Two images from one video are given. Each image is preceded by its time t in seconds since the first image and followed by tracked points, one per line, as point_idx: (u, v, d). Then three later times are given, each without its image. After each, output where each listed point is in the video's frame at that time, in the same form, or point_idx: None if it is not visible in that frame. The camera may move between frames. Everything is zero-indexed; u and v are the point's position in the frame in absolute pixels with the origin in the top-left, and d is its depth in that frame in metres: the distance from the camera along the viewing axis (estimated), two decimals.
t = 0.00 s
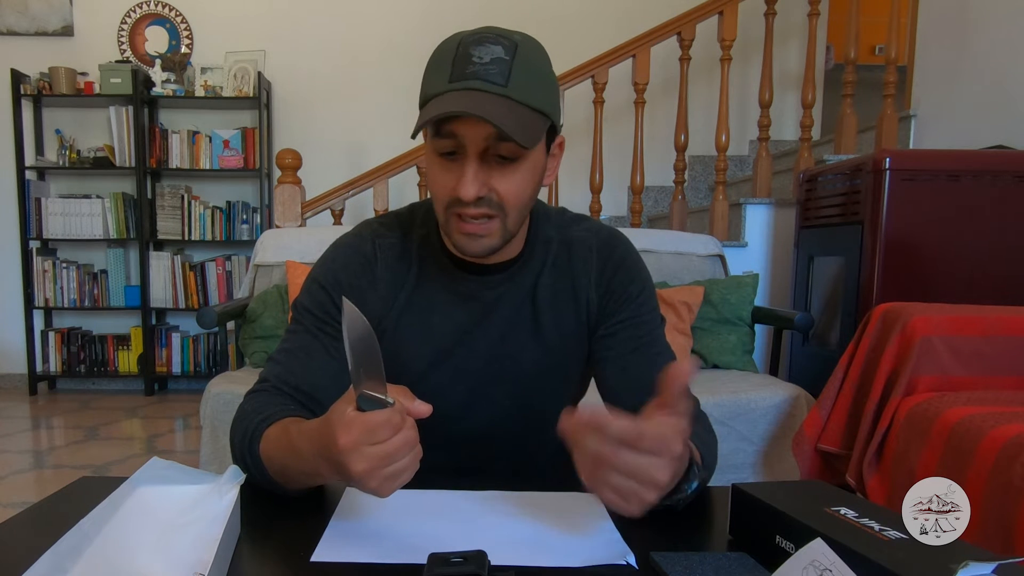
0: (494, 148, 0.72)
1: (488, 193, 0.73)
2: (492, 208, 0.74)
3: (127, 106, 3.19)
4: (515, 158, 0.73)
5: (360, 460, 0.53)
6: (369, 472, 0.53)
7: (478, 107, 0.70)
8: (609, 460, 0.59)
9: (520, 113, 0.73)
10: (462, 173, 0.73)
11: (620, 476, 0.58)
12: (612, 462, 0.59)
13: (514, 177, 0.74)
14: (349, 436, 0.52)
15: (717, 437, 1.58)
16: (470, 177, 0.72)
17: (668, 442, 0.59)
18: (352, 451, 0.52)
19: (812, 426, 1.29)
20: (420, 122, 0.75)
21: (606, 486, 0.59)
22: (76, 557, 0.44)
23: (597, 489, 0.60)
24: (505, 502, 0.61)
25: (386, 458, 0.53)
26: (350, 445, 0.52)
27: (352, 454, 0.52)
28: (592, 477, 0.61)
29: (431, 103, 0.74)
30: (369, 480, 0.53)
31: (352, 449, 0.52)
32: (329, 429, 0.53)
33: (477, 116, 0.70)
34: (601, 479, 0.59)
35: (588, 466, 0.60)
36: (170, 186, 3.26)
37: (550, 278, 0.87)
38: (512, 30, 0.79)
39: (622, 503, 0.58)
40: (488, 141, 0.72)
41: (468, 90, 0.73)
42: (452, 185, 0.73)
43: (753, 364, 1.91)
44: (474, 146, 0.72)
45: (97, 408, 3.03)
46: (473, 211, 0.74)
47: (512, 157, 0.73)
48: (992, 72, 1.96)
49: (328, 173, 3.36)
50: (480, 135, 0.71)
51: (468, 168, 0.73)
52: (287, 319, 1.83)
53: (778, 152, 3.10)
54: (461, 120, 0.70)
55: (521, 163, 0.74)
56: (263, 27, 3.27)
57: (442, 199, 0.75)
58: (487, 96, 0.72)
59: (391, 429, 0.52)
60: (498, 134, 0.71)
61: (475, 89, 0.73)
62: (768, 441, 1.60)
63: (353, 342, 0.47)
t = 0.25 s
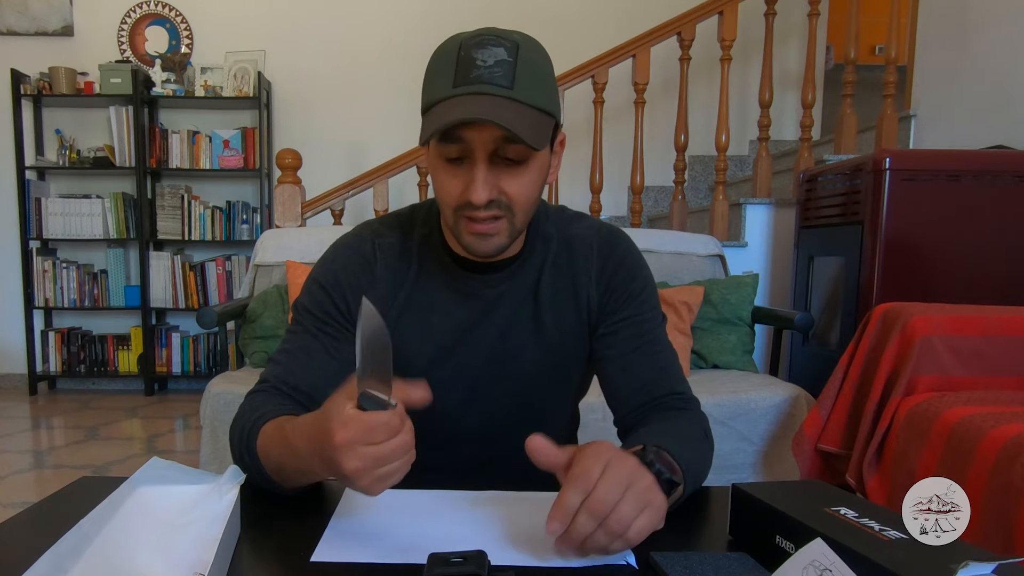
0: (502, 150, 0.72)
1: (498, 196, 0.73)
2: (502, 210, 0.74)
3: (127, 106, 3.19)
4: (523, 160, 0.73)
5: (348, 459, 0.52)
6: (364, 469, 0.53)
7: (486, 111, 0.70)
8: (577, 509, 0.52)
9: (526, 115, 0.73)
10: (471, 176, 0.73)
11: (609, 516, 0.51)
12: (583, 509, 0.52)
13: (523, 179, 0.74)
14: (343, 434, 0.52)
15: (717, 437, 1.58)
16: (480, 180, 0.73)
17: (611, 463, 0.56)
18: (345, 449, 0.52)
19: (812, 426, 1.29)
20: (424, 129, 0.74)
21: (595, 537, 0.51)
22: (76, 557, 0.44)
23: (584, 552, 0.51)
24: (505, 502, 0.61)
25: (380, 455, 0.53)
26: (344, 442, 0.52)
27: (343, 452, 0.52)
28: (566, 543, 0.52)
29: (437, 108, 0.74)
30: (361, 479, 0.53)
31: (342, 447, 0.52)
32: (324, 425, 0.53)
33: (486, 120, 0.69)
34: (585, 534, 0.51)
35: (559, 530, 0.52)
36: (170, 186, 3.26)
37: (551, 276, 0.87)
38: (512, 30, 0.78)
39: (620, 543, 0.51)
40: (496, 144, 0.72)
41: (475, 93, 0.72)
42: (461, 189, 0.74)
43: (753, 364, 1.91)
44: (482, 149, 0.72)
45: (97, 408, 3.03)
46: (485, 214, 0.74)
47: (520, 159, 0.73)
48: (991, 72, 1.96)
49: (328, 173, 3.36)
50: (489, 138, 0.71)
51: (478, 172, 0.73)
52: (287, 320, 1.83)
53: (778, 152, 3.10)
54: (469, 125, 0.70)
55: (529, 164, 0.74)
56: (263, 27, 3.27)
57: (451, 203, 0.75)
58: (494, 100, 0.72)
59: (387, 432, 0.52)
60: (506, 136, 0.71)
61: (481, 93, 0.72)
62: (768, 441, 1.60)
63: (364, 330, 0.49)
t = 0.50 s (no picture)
0: (492, 149, 0.72)
1: (484, 193, 0.73)
2: (488, 208, 0.74)
3: (127, 106, 3.19)
4: (514, 159, 0.73)
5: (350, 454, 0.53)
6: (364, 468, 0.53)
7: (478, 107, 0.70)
8: (573, 507, 0.51)
9: (520, 115, 0.73)
10: (459, 172, 0.73)
11: (604, 514, 0.51)
12: (578, 508, 0.51)
13: (512, 179, 0.74)
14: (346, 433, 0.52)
15: (718, 437, 1.58)
16: (466, 176, 0.73)
17: (609, 462, 0.55)
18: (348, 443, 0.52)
19: (812, 425, 1.29)
20: (422, 121, 0.75)
21: (589, 536, 0.51)
22: (76, 557, 0.44)
23: (577, 549, 0.51)
24: (505, 502, 0.61)
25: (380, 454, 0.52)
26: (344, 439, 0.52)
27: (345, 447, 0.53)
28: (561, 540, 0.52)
29: (434, 101, 0.74)
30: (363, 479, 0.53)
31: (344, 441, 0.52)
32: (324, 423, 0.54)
33: (477, 116, 0.70)
34: (579, 533, 0.50)
35: (555, 528, 0.51)
36: (170, 186, 3.26)
37: (552, 275, 0.87)
38: (519, 32, 0.78)
39: (615, 542, 0.51)
40: (487, 142, 0.72)
41: (470, 90, 0.73)
42: (449, 183, 0.74)
43: (753, 364, 1.91)
44: (473, 145, 0.72)
45: (97, 408, 3.03)
46: (470, 211, 0.74)
47: (511, 159, 0.73)
48: (991, 72, 1.96)
49: (328, 173, 3.36)
50: (479, 135, 0.71)
51: (466, 168, 0.73)
52: (287, 319, 1.83)
53: (778, 152, 3.10)
54: (461, 120, 0.71)
55: (520, 165, 0.74)
56: (263, 27, 3.27)
57: (439, 196, 0.75)
58: (489, 97, 0.72)
59: (380, 443, 0.51)
60: (495, 135, 0.71)
61: (477, 90, 0.73)
62: (768, 441, 1.60)
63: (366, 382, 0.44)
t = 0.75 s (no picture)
0: (509, 144, 0.72)
1: (503, 190, 0.73)
2: (504, 205, 0.74)
3: (127, 106, 3.19)
4: (529, 155, 0.74)
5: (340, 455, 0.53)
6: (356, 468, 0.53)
7: (495, 102, 0.70)
8: (582, 501, 0.52)
9: (533, 110, 0.73)
10: (476, 169, 0.73)
11: (612, 508, 0.52)
12: (587, 502, 0.52)
13: (528, 175, 0.74)
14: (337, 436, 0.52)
15: (718, 436, 1.58)
16: (485, 172, 0.72)
17: (617, 458, 0.56)
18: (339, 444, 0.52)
19: (812, 426, 1.29)
20: (434, 120, 0.75)
21: (597, 531, 0.51)
22: (76, 557, 0.44)
23: (585, 545, 0.52)
24: (505, 502, 0.61)
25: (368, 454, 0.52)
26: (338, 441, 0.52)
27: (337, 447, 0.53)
28: (569, 536, 0.52)
29: (445, 99, 0.74)
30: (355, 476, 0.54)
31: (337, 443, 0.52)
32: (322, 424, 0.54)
33: (496, 111, 0.70)
34: (587, 527, 0.51)
35: (563, 522, 0.52)
36: (170, 186, 3.26)
37: (554, 275, 0.87)
38: (524, 29, 0.79)
39: (622, 537, 0.52)
40: (503, 138, 0.72)
41: (485, 86, 0.73)
42: (467, 182, 0.73)
43: (753, 364, 1.91)
44: (489, 142, 0.72)
45: (97, 408, 3.03)
46: (488, 209, 0.74)
47: (526, 154, 0.73)
48: (991, 72, 1.96)
49: (328, 173, 3.35)
50: (496, 131, 0.71)
51: (483, 165, 0.73)
52: (288, 319, 1.83)
53: (778, 152, 3.10)
54: (478, 116, 0.71)
55: (534, 160, 0.74)
56: (263, 27, 3.27)
57: (454, 195, 0.75)
58: (503, 93, 0.72)
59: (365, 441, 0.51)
60: (514, 129, 0.71)
61: (491, 86, 0.73)
62: (768, 441, 1.60)
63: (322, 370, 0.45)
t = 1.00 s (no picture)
0: (499, 146, 0.72)
1: (494, 191, 0.73)
2: (497, 206, 0.74)
3: (127, 106, 3.19)
4: (521, 156, 0.73)
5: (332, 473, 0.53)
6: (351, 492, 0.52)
7: (483, 104, 0.70)
8: (582, 498, 0.52)
9: (524, 111, 0.73)
10: (467, 170, 0.73)
11: (612, 505, 0.52)
12: (587, 498, 0.52)
13: (519, 176, 0.74)
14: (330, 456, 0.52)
15: (717, 437, 1.58)
16: (475, 173, 0.73)
17: (617, 455, 0.56)
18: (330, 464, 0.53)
19: (812, 426, 1.29)
20: (427, 121, 0.75)
21: (597, 527, 0.51)
22: (75, 557, 0.44)
23: (585, 541, 0.52)
24: (505, 502, 0.61)
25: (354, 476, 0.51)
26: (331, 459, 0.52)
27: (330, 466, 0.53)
28: (569, 533, 0.52)
29: (437, 101, 0.74)
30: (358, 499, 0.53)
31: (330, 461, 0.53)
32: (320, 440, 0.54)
33: (484, 113, 0.70)
34: (587, 524, 0.51)
35: (563, 518, 0.52)
36: (170, 186, 3.26)
37: (554, 276, 0.87)
38: (519, 30, 0.79)
39: (622, 533, 0.52)
40: (493, 140, 0.72)
41: (475, 87, 0.73)
42: (457, 183, 0.74)
43: (753, 364, 1.91)
44: (480, 144, 0.72)
45: (97, 408, 3.03)
46: (480, 210, 0.74)
47: (517, 155, 0.73)
48: (992, 71, 1.96)
49: (328, 173, 3.36)
50: (485, 133, 0.71)
51: (473, 166, 0.73)
52: (288, 319, 1.83)
53: (778, 152, 3.10)
54: (468, 118, 0.71)
55: (525, 161, 0.74)
56: (263, 27, 3.27)
57: (447, 196, 0.75)
58: (494, 95, 0.72)
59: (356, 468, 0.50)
60: (503, 131, 0.71)
61: (482, 87, 0.73)
62: (769, 441, 1.60)
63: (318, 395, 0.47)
